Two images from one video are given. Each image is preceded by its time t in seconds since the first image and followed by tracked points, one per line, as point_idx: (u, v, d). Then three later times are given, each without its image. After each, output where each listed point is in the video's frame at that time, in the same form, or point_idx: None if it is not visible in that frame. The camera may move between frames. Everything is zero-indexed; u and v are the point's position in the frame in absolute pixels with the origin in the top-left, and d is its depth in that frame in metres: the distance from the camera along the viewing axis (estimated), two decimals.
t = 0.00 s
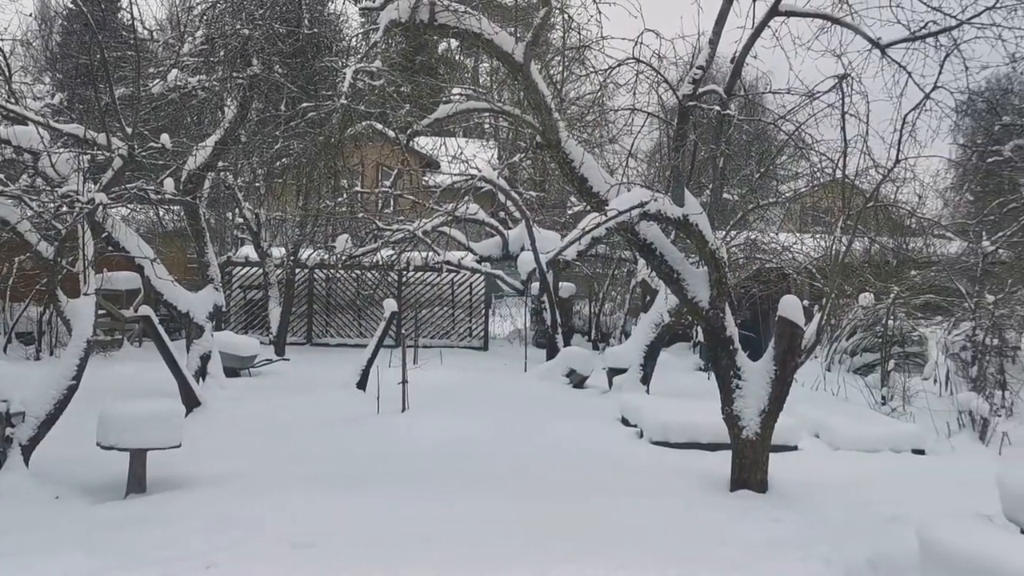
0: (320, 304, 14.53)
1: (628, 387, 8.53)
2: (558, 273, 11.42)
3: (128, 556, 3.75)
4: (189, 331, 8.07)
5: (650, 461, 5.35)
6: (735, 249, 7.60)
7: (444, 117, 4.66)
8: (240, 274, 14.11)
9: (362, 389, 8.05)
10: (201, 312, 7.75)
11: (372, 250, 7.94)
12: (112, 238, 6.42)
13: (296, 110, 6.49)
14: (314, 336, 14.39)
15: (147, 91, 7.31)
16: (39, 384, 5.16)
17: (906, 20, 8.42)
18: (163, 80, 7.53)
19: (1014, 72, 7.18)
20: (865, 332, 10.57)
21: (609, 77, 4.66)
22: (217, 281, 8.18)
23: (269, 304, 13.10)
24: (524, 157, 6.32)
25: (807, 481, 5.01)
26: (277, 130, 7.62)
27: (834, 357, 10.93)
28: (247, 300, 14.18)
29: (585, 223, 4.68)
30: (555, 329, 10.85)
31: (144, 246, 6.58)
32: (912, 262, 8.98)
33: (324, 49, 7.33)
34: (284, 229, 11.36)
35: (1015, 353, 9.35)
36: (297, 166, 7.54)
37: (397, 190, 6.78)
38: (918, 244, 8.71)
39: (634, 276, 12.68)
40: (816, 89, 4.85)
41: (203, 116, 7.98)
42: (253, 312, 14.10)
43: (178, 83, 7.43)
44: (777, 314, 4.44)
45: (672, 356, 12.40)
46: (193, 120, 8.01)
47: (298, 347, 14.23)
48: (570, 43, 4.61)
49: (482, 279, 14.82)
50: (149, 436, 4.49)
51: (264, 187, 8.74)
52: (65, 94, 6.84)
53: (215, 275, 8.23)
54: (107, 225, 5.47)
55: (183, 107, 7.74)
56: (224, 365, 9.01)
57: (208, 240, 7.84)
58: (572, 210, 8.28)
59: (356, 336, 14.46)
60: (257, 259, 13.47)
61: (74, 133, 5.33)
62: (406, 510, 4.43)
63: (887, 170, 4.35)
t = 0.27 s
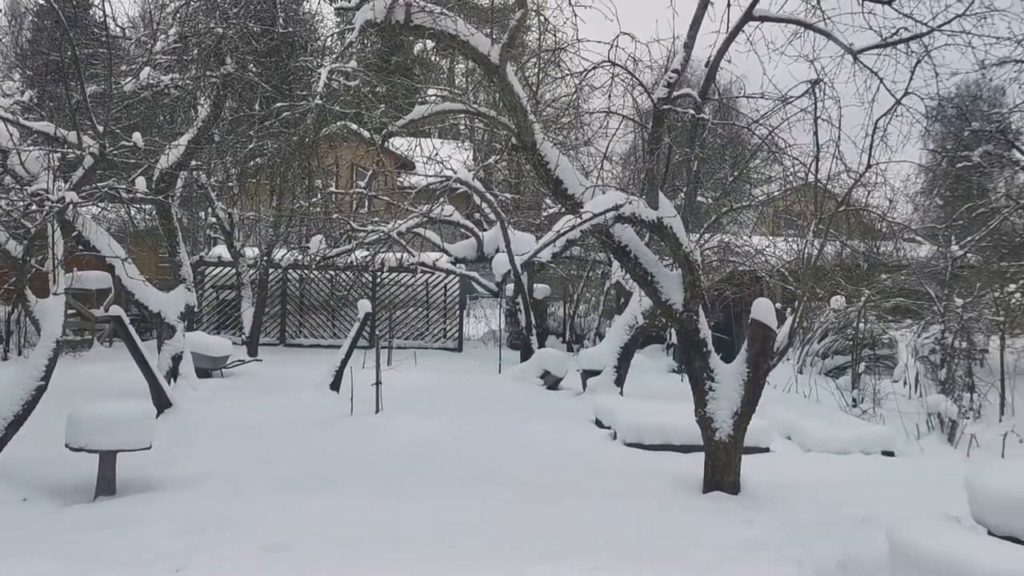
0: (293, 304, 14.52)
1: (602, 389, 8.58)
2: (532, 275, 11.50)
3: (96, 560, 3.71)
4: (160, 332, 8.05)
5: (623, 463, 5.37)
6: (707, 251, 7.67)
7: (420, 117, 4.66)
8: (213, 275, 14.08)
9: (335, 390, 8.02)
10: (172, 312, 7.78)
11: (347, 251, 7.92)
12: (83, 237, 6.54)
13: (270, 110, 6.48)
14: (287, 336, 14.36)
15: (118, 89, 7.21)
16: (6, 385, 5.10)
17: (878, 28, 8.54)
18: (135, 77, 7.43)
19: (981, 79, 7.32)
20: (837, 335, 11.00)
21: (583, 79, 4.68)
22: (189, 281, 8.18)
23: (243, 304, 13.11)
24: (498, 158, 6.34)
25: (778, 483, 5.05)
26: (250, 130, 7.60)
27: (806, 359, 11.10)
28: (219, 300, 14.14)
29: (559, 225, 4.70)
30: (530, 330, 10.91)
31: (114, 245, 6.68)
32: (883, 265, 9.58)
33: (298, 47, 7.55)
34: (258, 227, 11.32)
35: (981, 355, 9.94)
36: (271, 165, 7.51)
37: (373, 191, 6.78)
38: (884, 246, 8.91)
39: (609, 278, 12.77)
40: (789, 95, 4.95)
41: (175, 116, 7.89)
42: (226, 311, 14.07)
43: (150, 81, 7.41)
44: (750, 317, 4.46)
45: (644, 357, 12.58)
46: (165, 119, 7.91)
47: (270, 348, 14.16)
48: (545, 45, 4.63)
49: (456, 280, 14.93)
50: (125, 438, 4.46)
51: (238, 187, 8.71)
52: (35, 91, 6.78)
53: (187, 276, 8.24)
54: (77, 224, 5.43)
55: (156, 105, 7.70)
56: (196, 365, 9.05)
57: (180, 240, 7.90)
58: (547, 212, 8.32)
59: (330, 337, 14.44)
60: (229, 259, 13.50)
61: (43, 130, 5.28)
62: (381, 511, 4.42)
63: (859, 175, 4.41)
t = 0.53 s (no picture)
0: (276, 305, 14.52)
1: (586, 390, 8.61)
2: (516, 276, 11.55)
3: (76, 564, 3.68)
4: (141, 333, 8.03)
5: (606, 464, 5.39)
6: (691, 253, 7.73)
7: (404, 120, 4.66)
8: (194, 275, 14.05)
9: (318, 392, 8.01)
10: (153, 311, 7.76)
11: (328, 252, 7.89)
12: (64, 239, 6.47)
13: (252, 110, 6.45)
14: (271, 337, 14.36)
15: (101, 90, 7.26)
16: None
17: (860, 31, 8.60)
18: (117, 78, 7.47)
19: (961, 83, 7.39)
20: (821, 337, 11.51)
21: (568, 81, 4.69)
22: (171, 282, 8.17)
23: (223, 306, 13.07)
24: (482, 160, 6.35)
25: (759, 483, 5.10)
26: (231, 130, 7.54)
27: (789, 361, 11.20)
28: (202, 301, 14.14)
29: (544, 228, 4.71)
30: (514, 331, 10.97)
31: (96, 245, 6.67)
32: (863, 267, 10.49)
33: (282, 48, 7.24)
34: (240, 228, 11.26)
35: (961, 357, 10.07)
36: (250, 167, 7.43)
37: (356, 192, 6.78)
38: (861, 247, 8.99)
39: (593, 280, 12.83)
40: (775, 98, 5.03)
41: (157, 115, 8.09)
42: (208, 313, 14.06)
43: (133, 82, 7.52)
44: (733, 319, 4.48)
45: (627, 359, 12.65)
46: (148, 119, 8.11)
47: (252, 349, 14.11)
48: (530, 48, 4.65)
49: (439, 281, 15.04)
50: (94, 442, 4.40)
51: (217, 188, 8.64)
52: (15, 91, 6.73)
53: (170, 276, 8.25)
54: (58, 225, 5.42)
55: (137, 105, 7.66)
56: (178, 367, 8.97)
57: (162, 240, 7.97)
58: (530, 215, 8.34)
59: (314, 337, 14.47)
60: (211, 260, 13.53)
61: (23, 130, 5.25)
62: (365, 514, 4.40)
63: (842, 178, 4.43)
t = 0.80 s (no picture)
0: (249, 308, 14.49)
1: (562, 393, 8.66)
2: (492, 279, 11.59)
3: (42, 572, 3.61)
4: (112, 337, 8.00)
5: (580, 467, 5.40)
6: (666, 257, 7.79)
7: (379, 123, 4.65)
8: (167, 279, 13.96)
9: (292, 396, 7.99)
10: (123, 315, 7.88)
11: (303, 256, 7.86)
12: (34, 241, 6.39)
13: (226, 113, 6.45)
14: (244, 341, 14.31)
15: (70, 91, 6.88)
16: None
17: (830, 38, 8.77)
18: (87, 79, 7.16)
19: (927, 90, 7.57)
20: (794, 340, 11.74)
21: (543, 84, 4.71)
22: (143, 286, 8.26)
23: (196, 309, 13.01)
24: (456, 163, 6.38)
25: (732, 486, 5.13)
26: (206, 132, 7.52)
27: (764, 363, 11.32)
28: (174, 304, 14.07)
29: (518, 231, 4.71)
30: (490, 335, 11.02)
31: (65, 248, 6.59)
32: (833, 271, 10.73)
33: (255, 50, 7.46)
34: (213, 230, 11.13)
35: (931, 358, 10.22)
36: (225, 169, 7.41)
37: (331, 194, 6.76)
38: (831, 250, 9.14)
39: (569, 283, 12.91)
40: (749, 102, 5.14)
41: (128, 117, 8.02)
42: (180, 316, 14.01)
43: (104, 83, 7.14)
44: (708, 323, 4.50)
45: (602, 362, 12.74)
46: (117, 121, 8.02)
47: (226, 353, 14.04)
48: (505, 52, 4.66)
49: (414, 285, 15.11)
50: (64, 447, 4.34)
51: (191, 190, 8.60)
52: None
53: (141, 279, 8.19)
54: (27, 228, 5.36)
55: (108, 106, 7.60)
56: (149, 370, 9.00)
57: (134, 244, 7.95)
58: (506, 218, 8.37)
59: (287, 341, 14.45)
60: (184, 263, 13.50)
61: None
62: (342, 520, 4.37)
63: (813, 182, 4.50)
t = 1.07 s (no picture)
0: (228, 311, 14.50)
1: (543, 394, 8.69)
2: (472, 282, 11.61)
3: None
4: (88, 341, 8.13)
5: (560, 469, 5.42)
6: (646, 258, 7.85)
7: (358, 124, 4.66)
8: (144, 281, 13.91)
9: (271, 400, 7.95)
10: (99, 318, 8.00)
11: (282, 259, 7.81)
12: (9, 244, 6.53)
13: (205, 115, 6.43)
14: (223, 344, 14.32)
15: (45, 93, 6.89)
16: None
17: (807, 42, 8.88)
18: (62, 81, 7.12)
19: (901, 93, 7.71)
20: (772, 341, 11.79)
21: (522, 87, 4.72)
22: (119, 288, 8.42)
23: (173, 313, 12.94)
24: (437, 165, 6.39)
25: (711, 488, 5.16)
26: (183, 133, 7.47)
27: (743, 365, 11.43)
28: (152, 307, 14.08)
29: (499, 234, 4.70)
30: (471, 337, 11.07)
31: (40, 251, 6.74)
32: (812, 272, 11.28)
33: (234, 52, 7.25)
34: (190, 233, 11.03)
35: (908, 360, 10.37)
36: (201, 172, 7.37)
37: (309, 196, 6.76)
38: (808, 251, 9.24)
39: (550, 285, 12.98)
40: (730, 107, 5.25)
41: (105, 118, 8.08)
42: (159, 319, 14.03)
43: (79, 84, 7.10)
44: (687, 324, 4.52)
45: (583, 364, 12.78)
46: (93, 121, 8.07)
47: (204, 356, 14.06)
48: (484, 55, 4.70)
49: (395, 287, 15.19)
50: (40, 452, 4.30)
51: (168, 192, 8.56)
52: None
53: (117, 281, 8.37)
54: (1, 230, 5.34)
55: (84, 108, 7.58)
56: (126, 374, 9.10)
57: (110, 246, 8.09)
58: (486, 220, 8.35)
59: (266, 344, 14.50)
60: (162, 265, 13.50)
61: None
62: (324, 524, 4.35)
63: (791, 185, 4.53)
